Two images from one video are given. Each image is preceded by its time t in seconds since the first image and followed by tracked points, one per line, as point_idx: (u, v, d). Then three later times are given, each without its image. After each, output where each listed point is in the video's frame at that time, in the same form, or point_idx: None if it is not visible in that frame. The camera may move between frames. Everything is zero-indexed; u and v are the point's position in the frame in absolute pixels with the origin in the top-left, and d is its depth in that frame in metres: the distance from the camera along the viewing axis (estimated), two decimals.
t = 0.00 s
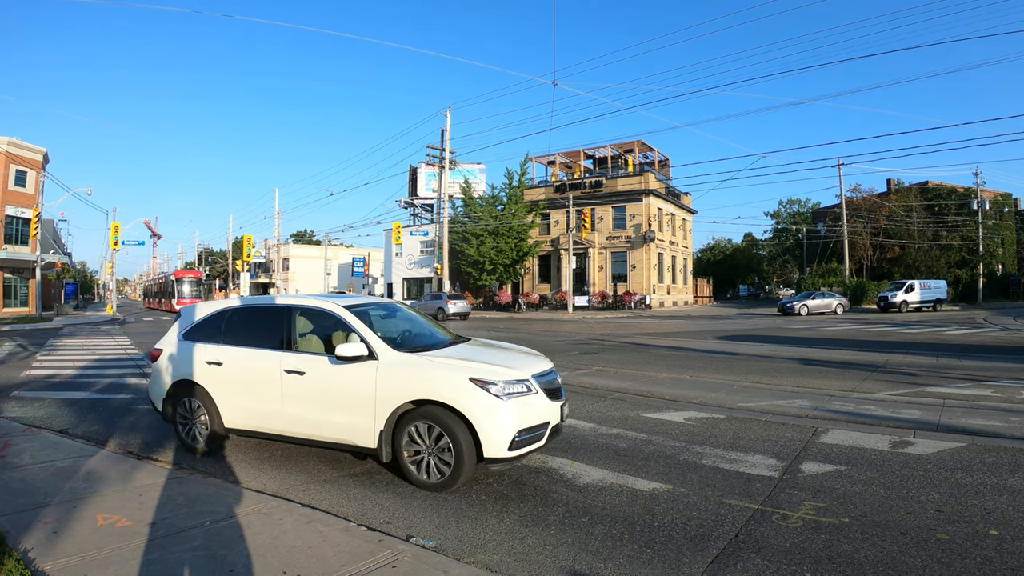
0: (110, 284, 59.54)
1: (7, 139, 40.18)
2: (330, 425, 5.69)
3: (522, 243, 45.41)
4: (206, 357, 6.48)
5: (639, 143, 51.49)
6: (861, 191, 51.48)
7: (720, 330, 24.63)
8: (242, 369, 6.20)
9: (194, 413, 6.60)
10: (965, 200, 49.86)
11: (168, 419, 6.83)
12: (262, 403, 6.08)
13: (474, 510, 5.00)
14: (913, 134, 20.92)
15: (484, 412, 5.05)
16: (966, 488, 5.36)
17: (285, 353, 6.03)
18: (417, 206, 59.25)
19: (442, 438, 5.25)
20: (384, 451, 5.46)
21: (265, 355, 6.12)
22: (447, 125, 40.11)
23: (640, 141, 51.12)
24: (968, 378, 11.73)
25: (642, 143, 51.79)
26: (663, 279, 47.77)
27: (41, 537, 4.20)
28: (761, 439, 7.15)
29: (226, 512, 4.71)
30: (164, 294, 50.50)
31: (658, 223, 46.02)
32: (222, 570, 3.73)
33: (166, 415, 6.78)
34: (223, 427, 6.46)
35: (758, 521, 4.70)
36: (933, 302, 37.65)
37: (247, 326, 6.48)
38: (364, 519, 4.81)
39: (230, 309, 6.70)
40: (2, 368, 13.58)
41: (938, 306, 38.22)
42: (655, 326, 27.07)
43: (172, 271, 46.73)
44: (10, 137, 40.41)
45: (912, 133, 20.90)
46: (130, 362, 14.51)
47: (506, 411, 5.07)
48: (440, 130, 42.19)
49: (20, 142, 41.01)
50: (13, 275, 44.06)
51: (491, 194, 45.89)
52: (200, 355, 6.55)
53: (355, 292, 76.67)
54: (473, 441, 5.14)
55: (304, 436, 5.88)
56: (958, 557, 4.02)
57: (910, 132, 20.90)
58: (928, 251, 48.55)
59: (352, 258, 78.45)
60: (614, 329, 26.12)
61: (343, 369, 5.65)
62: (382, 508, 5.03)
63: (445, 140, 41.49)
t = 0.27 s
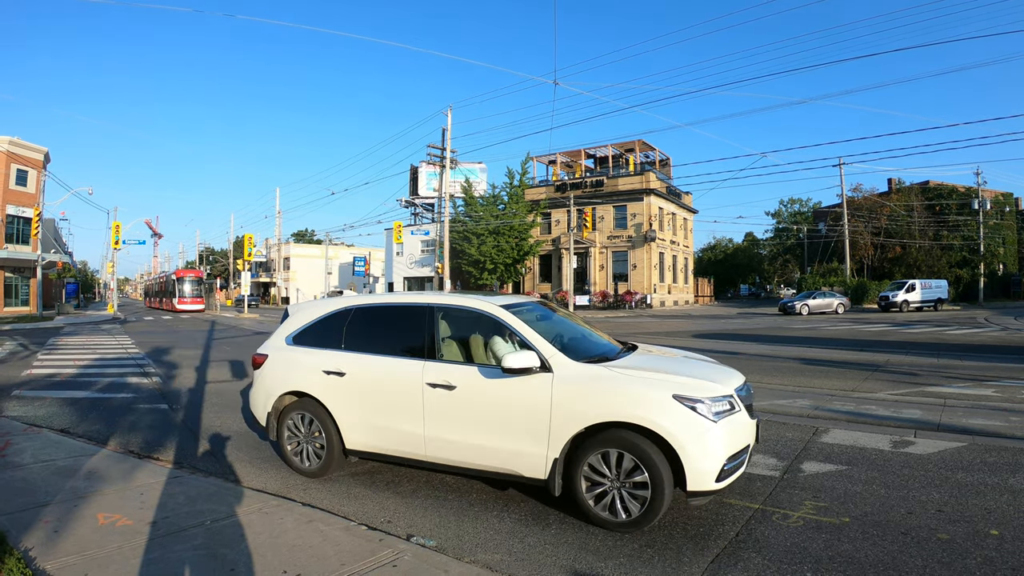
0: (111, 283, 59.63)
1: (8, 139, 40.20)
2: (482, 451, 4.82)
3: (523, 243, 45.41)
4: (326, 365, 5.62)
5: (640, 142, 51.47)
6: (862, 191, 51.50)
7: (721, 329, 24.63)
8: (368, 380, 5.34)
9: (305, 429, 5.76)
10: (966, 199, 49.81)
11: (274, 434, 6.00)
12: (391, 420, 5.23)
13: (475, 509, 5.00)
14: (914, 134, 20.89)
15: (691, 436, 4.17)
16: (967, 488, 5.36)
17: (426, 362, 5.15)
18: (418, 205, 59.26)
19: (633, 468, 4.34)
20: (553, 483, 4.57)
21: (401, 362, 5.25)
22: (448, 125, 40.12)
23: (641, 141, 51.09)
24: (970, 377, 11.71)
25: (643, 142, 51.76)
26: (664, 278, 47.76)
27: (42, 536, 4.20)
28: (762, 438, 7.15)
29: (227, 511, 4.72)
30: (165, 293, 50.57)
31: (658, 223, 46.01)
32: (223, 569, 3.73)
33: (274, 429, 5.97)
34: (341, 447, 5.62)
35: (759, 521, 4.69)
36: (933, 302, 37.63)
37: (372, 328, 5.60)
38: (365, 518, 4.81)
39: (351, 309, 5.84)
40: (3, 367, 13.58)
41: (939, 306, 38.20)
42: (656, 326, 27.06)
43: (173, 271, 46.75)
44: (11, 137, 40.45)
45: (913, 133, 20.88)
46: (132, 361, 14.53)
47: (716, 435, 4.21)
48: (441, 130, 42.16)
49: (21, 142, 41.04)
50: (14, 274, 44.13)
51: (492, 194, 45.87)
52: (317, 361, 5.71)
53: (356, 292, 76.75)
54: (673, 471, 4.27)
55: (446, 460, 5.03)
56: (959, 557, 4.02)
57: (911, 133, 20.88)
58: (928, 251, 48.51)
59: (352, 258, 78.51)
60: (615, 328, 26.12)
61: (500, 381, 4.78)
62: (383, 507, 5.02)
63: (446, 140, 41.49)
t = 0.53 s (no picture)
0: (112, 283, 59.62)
1: (9, 138, 40.20)
2: (666, 480, 4.09)
3: (523, 242, 45.38)
4: (465, 378, 4.79)
5: (641, 142, 51.42)
6: (863, 190, 51.56)
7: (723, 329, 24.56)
8: (518, 398, 4.54)
9: (432, 453, 4.94)
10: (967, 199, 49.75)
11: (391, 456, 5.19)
12: (547, 443, 4.47)
13: (475, 509, 4.99)
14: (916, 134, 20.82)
15: (925, 461, 3.58)
16: (970, 488, 5.34)
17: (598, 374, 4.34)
18: (419, 204, 59.24)
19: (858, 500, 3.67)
20: (757, 520, 3.88)
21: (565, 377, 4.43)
22: (448, 124, 40.10)
23: (641, 140, 51.06)
24: (973, 378, 11.66)
25: (643, 142, 51.74)
26: (665, 278, 47.74)
27: (43, 535, 4.20)
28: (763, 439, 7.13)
29: (228, 510, 4.72)
30: (166, 293, 50.64)
31: (659, 223, 45.98)
32: (224, 569, 3.72)
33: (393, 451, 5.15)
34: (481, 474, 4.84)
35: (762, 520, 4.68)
36: (935, 302, 37.57)
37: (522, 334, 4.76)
38: (366, 516, 4.81)
39: (489, 310, 4.99)
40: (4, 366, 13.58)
41: (940, 306, 38.14)
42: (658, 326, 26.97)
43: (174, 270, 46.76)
44: (12, 136, 40.49)
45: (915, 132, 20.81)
46: (133, 360, 14.54)
47: (948, 460, 3.64)
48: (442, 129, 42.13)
49: (22, 141, 41.06)
50: (15, 273, 44.20)
51: (493, 193, 45.84)
52: (450, 372, 4.87)
53: (357, 291, 76.74)
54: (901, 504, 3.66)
55: (616, 492, 4.29)
56: (961, 557, 4.01)
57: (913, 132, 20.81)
58: (930, 251, 48.51)
59: (353, 257, 78.55)
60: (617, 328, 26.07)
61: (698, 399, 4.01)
62: (384, 507, 5.02)
63: (447, 139, 41.47)
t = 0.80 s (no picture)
0: (113, 282, 59.58)
1: (10, 137, 40.21)
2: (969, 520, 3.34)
3: (524, 242, 45.32)
4: (710, 399, 3.80)
5: (642, 142, 51.41)
6: (864, 190, 51.51)
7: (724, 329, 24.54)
8: (787, 420, 3.62)
9: (655, 493, 3.93)
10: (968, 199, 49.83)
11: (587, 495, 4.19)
12: (811, 477, 3.61)
13: (475, 509, 4.99)
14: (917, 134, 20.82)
15: None
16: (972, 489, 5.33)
17: (892, 395, 3.51)
18: (420, 204, 59.23)
19: None
20: None
21: (862, 399, 3.52)
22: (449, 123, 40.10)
23: (642, 140, 51.07)
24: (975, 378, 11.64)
25: (644, 142, 51.74)
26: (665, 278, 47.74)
27: (43, 534, 4.20)
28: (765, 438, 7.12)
29: (227, 509, 4.72)
30: (167, 292, 50.62)
31: (660, 223, 45.96)
32: (224, 568, 3.73)
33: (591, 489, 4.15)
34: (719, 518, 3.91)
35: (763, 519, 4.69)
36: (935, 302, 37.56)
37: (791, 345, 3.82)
38: (367, 516, 4.82)
39: (732, 313, 4.04)
40: (5, 366, 13.58)
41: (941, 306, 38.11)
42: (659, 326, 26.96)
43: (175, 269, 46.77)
44: (13, 135, 40.49)
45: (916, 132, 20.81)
46: (134, 360, 14.55)
47: None
48: (443, 129, 42.12)
49: (22, 140, 41.05)
50: (16, 273, 44.22)
51: (494, 193, 45.83)
52: (689, 392, 3.86)
53: (357, 291, 76.78)
54: None
55: (895, 537, 3.51)
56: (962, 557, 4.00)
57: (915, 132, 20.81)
58: (930, 250, 48.30)
59: (354, 256, 78.56)
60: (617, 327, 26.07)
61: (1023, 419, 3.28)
62: (384, 506, 5.02)
63: (448, 138, 41.45)
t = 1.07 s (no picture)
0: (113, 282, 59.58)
1: (11, 137, 40.22)
2: None
3: (524, 242, 45.27)
4: (1012, 420, 3.33)
5: (642, 141, 51.37)
6: (864, 190, 51.24)
7: (724, 329, 24.52)
8: None
9: None
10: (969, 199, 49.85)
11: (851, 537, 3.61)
12: None
13: (476, 508, 5.00)
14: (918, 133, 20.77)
15: None
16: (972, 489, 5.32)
17: None
18: (421, 204, 59.24)
19: None
20: None
21: None
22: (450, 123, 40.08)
23: (642, 140, 51.03)
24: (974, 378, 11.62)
25: (645, 141, 51.71)
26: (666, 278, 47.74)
27: (43, 534, 4.19)
28: (765, 438, 7.11)
29: (228, 509, 4.72)
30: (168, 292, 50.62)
31: (660, 222, 45.93)
32: (225, 568, 3.72)
33: (863, 531, 3.57)
34: (1011, 550, 3.40)
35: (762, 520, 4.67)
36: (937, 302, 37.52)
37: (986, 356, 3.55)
38: (367, 515, 4.82)
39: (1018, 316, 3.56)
40: (6, 365, 13.59)
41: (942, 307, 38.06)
42: (659, 326, 26.97)
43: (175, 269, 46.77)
44: (14, 135, 40.51)
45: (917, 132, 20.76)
46: (135, 360, 14.55)
47: None
48: (443, 128, 42.11)
49: (23, 140, 41.06)
50: (16, 272, 44.24)
51: (494, 193, 45.85)
52: (984, 411, 3.39)
53: (358, 290, 76.80)
54: None
55: None
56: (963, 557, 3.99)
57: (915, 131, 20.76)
58: (931, 250, 48.84)
59: (354, 256, 78.57)
60: (618, 327, 26.05)
61: None
62: (385, 506, 5.01)
63: (448, 138, 41.44)
